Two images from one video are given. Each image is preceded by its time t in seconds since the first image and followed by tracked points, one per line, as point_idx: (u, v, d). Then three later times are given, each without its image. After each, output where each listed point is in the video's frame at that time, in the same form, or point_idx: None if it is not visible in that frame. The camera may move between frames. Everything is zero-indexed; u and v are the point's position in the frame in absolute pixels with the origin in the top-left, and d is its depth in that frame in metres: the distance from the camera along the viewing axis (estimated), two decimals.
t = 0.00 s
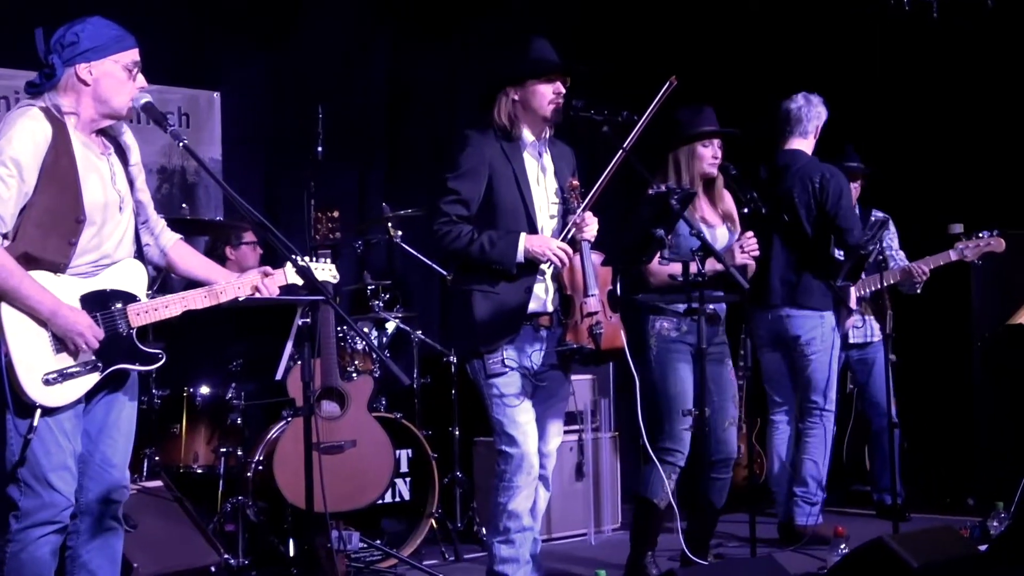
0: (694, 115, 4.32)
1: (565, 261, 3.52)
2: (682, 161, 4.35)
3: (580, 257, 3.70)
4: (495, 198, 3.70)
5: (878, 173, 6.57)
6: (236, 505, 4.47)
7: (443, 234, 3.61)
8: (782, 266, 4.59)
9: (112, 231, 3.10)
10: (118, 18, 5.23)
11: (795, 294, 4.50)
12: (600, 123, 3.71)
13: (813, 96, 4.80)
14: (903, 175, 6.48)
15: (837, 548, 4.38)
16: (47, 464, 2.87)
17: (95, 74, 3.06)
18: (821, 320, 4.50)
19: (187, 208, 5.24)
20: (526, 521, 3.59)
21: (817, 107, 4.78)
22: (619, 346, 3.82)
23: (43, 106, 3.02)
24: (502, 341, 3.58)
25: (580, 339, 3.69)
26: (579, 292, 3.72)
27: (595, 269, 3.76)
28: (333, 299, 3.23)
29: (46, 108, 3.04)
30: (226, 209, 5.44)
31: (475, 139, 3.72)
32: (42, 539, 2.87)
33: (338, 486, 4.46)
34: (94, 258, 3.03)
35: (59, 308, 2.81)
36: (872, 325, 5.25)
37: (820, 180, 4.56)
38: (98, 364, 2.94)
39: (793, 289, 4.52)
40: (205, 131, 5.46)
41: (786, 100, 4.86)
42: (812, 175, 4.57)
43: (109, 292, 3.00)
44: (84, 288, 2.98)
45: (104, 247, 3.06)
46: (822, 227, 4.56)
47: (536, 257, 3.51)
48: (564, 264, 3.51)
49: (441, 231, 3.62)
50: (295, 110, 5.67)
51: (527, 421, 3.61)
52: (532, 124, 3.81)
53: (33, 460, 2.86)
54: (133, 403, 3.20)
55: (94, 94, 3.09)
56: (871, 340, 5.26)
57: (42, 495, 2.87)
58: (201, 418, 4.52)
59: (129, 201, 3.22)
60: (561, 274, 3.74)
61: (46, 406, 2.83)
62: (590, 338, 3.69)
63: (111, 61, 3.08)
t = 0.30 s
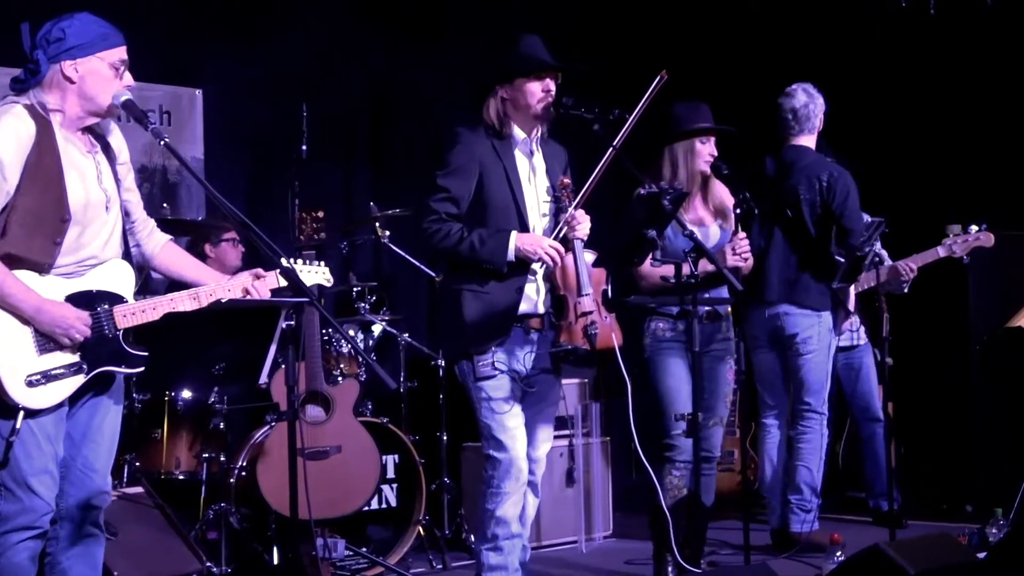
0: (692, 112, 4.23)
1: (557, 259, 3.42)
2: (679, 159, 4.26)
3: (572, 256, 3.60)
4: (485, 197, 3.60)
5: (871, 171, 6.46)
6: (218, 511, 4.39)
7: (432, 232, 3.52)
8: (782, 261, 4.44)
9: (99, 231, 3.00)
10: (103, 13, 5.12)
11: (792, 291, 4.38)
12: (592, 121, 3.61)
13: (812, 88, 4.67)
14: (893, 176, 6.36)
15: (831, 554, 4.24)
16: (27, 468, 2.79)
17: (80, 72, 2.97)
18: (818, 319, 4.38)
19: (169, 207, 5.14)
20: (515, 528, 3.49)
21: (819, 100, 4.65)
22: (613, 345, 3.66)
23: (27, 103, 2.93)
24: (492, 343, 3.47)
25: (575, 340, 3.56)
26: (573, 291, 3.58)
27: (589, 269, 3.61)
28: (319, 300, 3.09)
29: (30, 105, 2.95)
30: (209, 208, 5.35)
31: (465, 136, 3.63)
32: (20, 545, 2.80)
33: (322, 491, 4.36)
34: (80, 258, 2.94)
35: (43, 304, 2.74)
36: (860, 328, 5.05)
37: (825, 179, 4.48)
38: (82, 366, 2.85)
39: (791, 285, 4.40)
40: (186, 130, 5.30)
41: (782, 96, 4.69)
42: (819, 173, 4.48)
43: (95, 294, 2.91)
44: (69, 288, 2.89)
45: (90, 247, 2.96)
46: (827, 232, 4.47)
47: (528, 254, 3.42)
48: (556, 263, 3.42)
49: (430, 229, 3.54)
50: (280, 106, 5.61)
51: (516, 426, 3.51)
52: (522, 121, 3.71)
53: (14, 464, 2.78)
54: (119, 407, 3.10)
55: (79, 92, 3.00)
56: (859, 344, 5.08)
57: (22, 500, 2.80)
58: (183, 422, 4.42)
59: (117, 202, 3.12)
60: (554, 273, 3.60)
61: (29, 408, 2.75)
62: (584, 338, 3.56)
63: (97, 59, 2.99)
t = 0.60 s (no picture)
0: (679, 114, 4.17)
1: (543, 264, 3.35)
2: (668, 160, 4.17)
3: (558, 260, 3.52)
4: (469, 200, 3.51)
5: (862, 174, 6.35)
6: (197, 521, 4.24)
7: (416, 237, 3.44)
8: (777, 264, 4.35)
9: (80, 231, 2.94)
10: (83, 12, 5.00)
11: (789, 297, 4.28)
12: (578, 123, 3.53)
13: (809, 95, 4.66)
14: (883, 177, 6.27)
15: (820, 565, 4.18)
16: (13, 476, 2.75)
17: (58, 71, 2.92)
18: (813, 327, 4.30)
19: (145, 210, 5.05)
20: (500, 538, 3.37)
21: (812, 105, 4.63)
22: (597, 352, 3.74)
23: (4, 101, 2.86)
24: (476, 349, 3.38)
25: (559, 347, 3.53)
26: (559, 296, 3.53)
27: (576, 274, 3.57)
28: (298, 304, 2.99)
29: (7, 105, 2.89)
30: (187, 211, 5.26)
31: (448, 139, 3.54)
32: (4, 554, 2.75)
33: (304, 500, 4.28)
34: (61, 258, 2.88)
35: (25, 303, 2.69)
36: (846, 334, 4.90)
37: (815, 179, 4.41)
38: (68, 368, 2.80)
39: (787, 292, 4.29)
40: (164, 131, 5.22)
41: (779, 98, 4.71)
42: (808, 174, 4.43)
43: (77, 295, 2.85)
44: (52, 289, 2.83)
45: (72, 247, 2.91)
46: (820, 235, 4.40)
47: (513, 259, 3.33)
48: (541, 267, 3.34)
49: (414, 234, 3.46)
50: (262, 107, 5.52)
51: (501, 433, 3.40)
52: (509, 121, 3.62)
53: None
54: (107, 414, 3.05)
55: (55, 92, 2.94)
56: (843, 347, 4.94)
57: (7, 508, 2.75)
58: (161, 429, 4.32)
59: (97, 202, 3.06)
60: (540, 277, 3.56)
61: (17, 412, 2.71)
62: (570, 344, 3.52)
63: (75, 59, 2.94)
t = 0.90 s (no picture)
0: (660, 125, 4.08)
1: (530, 280, 3.25)
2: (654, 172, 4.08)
3: (544, 274, 3.42)
4: (452, 215, 3.41)
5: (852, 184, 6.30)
6: (175, 540, 4.18)
7: (399, 252, 3.33)
8: (771, 282, 4.26)
9: (60, 246, 2.98)
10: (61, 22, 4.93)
11: (784, 314, 4.20)
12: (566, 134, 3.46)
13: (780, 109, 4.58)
14: (875, 188, 6.16)
15: None
16: None
17: (31, 87, 2.95)
18: (808, 342, 4.22)
19: (122, 223, 4.96)
20: (484, 558, 3.26)
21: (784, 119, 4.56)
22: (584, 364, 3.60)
23: None
24: (461, 365, 3.28)
25: (547, 361, 3.38)
26: (545, 311, 3.41)
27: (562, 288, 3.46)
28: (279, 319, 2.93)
29: None
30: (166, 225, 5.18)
31: (431, 151, 3.44)
32: None
33: (284, 521, 4.21)
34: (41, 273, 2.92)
35: None
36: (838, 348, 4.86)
37: (801, 190, 4.34)
38: (50, 381, 2.84)
39: (783, 306, 4.21)
40: (142, 143, 5.20)
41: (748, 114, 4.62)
42: (793, 185, 4.35)
43: (58, 308, 2.87)
44: (33, 303, 2.86)
45: (52, 261, 2.95)
46: (810, 245, 4.32)
47: (498, 274, 3.24)
48: (529, 283, 3.25)
49: (397, 248, 3.35)
50: (245, 119, 5.44)
51: (485, 451, 3.31)
52: (492, 133, 3.53)
53: None
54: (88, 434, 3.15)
55: (30, 108, 2.97)
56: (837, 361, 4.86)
57: None
58: (138, 447, 4.22)
59: (77, 219, 3.10)
60: (526, 292, 3.45)
61: None
62: (559, 359, 3.39)
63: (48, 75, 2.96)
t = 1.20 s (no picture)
0: (643, 127, 4.02)
1: (514, 285, 3.18)
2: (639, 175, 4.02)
3: (528, 279, 3.34)
4: (434, 218, 3.33)
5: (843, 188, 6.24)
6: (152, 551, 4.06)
7: (382, 256, 3.24)
8: (761, 288, 4.17)
9: (38, 253, 2.98)
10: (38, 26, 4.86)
11: (775, 317, 4.13)
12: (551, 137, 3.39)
13: (749, 106, 4.47)
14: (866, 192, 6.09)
15: None
16: None
17: (6, 93, 2.96)
18: (797, 345, 4.16)
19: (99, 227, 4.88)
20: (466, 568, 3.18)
21: (756, 118, 4.45)
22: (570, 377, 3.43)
23: None
24: (442, 373, 3.21)
25: (530, 369, 3.30)
26: (529, 318, 3.31)
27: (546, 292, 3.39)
28: (259, 326, 2.89)
29: None
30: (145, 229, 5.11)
31: (414, 152, 3.36)
32: None
33: (266, 530, 4.13)
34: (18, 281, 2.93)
35: None
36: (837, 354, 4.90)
37: (788, 189, 4.26)
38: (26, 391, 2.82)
39: (773, 308, 4.15)
40: (119, 144, 5.12)
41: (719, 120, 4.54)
42: (778, 185, 4.27)
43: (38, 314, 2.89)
44: (14, 309, 2.88)
45: (29, 269, 2.95)
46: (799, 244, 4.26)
47: (482, 278, 3.17)
48: (513, 289, 3.18)
49: (379, 251, 3.26)
50: (226, 122, 5.36)
51: (467, 458, 3.23)
52: (477, 136, 3.45)
53: None
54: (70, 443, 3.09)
55: (5, 114, 2.98)
56: (837, 369, 4.91)
57: None
58: (115, 455, 4.14)
59: (56, 225, 3.09)
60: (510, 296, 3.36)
61: None
62: (541, 368, 3.30)
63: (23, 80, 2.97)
